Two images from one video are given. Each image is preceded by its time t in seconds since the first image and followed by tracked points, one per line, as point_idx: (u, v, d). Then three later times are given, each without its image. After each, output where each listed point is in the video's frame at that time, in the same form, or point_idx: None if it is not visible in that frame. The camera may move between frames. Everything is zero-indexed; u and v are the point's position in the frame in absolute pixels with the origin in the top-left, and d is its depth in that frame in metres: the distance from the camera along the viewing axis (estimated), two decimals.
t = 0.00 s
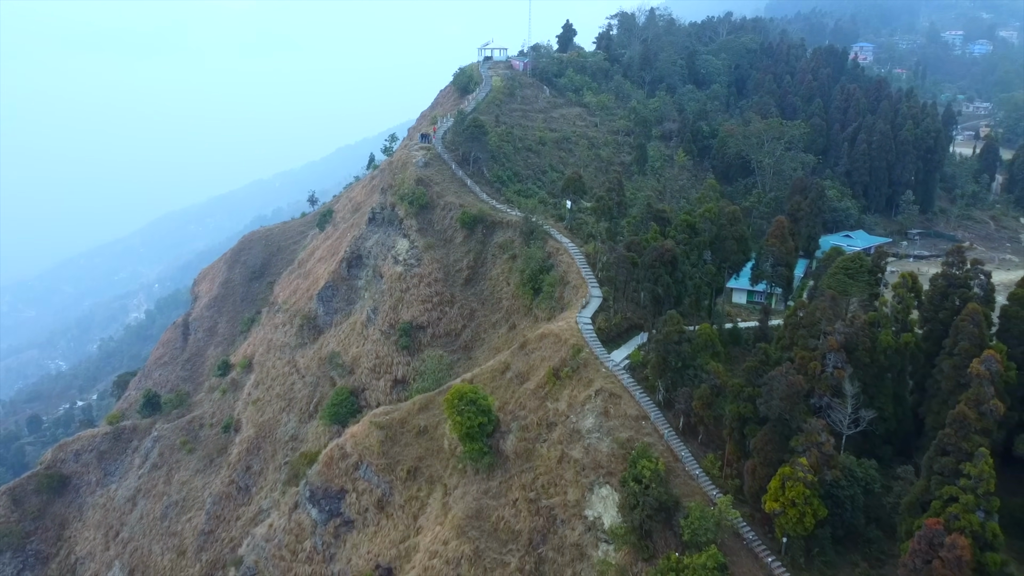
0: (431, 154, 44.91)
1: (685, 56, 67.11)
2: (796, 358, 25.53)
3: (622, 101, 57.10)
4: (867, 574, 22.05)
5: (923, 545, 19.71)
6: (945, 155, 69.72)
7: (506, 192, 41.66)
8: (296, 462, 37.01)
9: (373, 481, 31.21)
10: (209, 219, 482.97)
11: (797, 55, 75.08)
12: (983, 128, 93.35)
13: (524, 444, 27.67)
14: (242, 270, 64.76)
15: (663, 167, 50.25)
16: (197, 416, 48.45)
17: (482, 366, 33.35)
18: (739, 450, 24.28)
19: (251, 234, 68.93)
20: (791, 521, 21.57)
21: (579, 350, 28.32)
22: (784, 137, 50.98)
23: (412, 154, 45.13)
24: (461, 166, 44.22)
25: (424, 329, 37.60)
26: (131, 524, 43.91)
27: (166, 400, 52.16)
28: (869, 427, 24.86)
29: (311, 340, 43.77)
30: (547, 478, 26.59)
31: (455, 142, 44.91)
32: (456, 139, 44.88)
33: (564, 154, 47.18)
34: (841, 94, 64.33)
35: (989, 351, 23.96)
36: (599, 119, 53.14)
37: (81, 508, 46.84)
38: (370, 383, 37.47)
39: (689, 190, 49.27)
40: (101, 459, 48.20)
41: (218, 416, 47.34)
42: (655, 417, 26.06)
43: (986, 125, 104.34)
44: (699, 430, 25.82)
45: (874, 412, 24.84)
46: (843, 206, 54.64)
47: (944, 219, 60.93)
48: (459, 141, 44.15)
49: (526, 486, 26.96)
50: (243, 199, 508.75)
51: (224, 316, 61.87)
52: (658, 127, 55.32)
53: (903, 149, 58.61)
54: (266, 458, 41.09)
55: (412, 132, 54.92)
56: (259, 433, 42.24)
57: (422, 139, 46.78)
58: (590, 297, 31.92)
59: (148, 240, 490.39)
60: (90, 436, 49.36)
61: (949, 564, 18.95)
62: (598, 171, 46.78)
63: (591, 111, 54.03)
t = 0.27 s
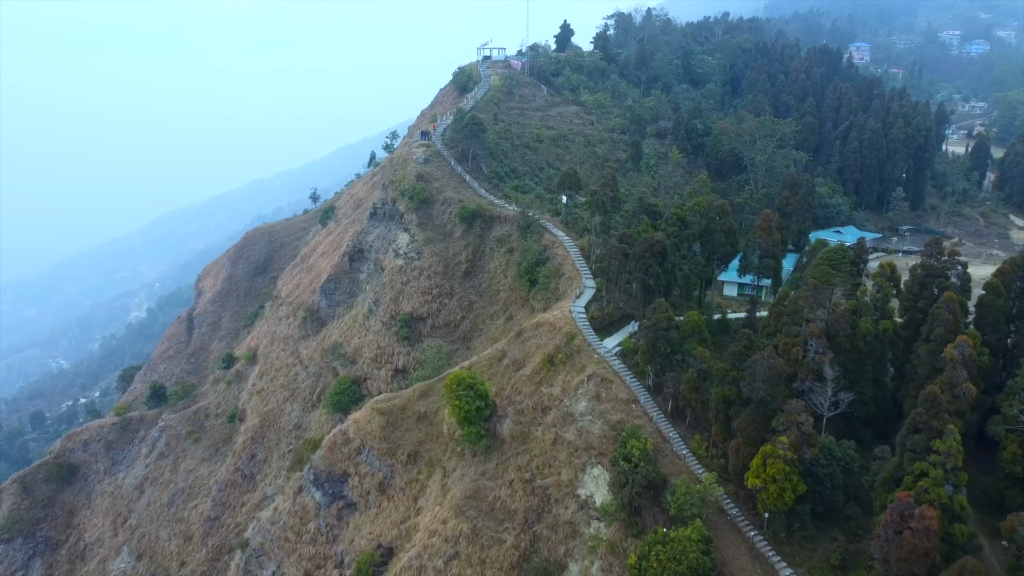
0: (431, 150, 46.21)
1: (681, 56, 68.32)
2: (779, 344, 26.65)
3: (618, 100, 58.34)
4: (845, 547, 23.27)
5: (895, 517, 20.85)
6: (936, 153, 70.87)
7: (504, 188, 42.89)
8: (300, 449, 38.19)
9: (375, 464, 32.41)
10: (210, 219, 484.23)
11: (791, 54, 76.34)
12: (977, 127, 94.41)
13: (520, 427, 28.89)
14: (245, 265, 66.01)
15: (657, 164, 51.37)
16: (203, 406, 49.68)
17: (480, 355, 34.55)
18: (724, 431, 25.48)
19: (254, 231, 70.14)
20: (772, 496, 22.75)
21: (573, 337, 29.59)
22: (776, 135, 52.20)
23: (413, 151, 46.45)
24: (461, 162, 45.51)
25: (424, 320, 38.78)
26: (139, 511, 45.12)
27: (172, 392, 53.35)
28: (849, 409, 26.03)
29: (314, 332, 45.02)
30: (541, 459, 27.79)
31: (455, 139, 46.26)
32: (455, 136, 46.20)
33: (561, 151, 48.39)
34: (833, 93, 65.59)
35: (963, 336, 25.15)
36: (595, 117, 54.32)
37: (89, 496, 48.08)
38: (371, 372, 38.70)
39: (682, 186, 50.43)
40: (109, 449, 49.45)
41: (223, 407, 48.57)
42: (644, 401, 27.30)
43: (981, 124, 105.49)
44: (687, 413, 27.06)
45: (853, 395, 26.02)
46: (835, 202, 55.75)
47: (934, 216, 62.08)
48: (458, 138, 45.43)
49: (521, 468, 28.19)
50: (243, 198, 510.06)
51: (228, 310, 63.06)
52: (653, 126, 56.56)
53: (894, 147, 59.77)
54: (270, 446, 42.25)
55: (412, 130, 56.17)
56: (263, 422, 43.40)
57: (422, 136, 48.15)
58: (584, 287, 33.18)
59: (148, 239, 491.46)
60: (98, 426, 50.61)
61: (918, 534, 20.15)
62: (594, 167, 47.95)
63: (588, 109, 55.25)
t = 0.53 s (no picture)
0: (431, 148, 47.56)
1: (677, 56, 69.53)
2: (765, 331, 27.73)
3: (614, 99, 59.60)
4: (825, 523, 24.52)
5: (870, 491, 21.94)
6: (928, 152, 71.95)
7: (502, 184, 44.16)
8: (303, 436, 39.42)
9: (376, 449, 33.63)
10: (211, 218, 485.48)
11: (786, 54, 77.61)
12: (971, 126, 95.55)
13: (516, 412, 30.12)
14: (249, 261, 67.28)
15: (652, 160, 52.51)
16: (208, 398, 50.94)
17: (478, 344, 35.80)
18: (711, 414, 26.70)
19: (257, 227, 71.34)
20: (755, 474, 23.81)
21: (567, 325, 30.87)
22: (768, 133, 53.46)
23: (413, 148, 47.79)
24: (461, 159, 46.86)
25: (424, 311, 39.97)
26: (147, 499, 46.38)
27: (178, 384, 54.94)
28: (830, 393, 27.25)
29: (317, 324, 46.29)
30: (536, 442, 29.01)
31: (455, 137, 47.63)
32: (455, 134, 47.54)
33: (558, 148, 49.63)
34: (826, 92, 66.86)
35: (939, 322, 26.37)
36: (592, 115, 55.50)
37: (98, 484, 49.34)
38: (373, 362, 39.91)
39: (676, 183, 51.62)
40: (116, 439, 50.73)
41: (228, 397, 49.84)
42: (635, 386, 28.58)
43: (976, 124, 106.55)
44: (676, 397, 28.34)
45: (835, 379, 27.25)
46: (826, 198, 56.90)
47: (925, 213, 63.17)
48: (458, 136, 46.75)
49: (517, 450, 29.39)
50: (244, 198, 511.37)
51: (232, 305, 64.25)
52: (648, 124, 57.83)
53: (884, 145, 60.98)
54: (274, 435, 43.46)
55: (413, 127, 57.44)
56: (267, 412, 44.61)
57: (422, 134, 49.51)
58: (579, 278, 34.45)
59: (149, 238, 492.73)
60: (106, 417, 51.88)
61: (891, 506, 21.31)
62: (589, 164, 49.16)
63: (585, 108, 56.50)
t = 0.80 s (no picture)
0: (431, 145, 48.83)
1: (673, 55, 70.72)
2: (750, 320, 28.94)
3: (610, 97, 60.82)
4: (807, 501, 25.75)
5: (847, 469, 23.10)
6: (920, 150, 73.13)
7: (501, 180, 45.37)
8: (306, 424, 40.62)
9: (378, 435, 34.84)
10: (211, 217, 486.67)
11: (780, 54, 78.87)
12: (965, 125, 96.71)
13: (513, 398, 31.34)
14: (252, 257, 68.51)
15: (647, 158, 53.66)
16: (213, 389, 52.21)
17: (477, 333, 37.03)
18: (699, 398, 27.90)
19: (260, 224, 72.53)
20: (739, 452, 25.09)
21: (561, 314, 32.15)
22: (760, 131, 54.70)
23: (414, 145, 49.05)
24: (460, 156, 48.11)
25: (424, 304, 41.15)
26: (154, 487, 47.56)
27: (183, 376, 56.26)
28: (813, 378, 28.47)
29: (320, 317, 47.53)
30: (532, 426, 30.21)
31: (454, 135, 48.90)
32: (454, 132, 48.79)
33: (555, 145, 50.83)
34: (818, 91, 68.09)
35: (916, 310, 27.57)
36: (588, 114, 56.72)
37: (105, 473, 50.58)
38: (374, 352, 41.09)
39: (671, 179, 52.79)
40: (123, 429, 51.99)
41: (232, 389, 51.08)
42: (626, 371, 30.02)
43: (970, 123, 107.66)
44: (665, 382, 29.58)
45: (817, 365, 28.46)
46: (818, 195, 58.05)
47: (915, 210, 64.30)
48: (458, 133, 48.00)
49: (513, 434, 30.61)
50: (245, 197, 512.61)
51: (235, 300, 65.42)
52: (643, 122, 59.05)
53: (876, 143, 62.16)
54: (278, 425, 44.62)
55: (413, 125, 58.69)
56: (271, 402, 45.79)
57: (422, 132, 50.80)
58: (573, 270, 35.73)
59: (150, 237, 494.05)
60: (113, 408, 53.12)
61: (867, 483, 22.47)
62: (586, 161, 50.35)
63: (581, 106, 57.70)
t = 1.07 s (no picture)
0: (431, 143, 50.16)
1: (669, 55, 71.95)
2: (737, 308, 30.16)
3: (607, 96, 62.07)
4: (790, 481, 26.97)
5: (826, 448, 24.31)
6: (912, 148, 74.29)
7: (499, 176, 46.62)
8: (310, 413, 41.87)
9: (379, 422, 36.08)
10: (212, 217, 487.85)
11: (775, 53, 80.12)
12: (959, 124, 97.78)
13: (510, 384, 32.59)
14: (256, 253, 69.79)
15: (643, 155, 54.85)
16: (218, 381, 53.52)
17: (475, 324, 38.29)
18: (688, 383, 29.12)
19: (263, 221, 73.78)
20: (724, 434, 26.16)
21: (556, 304, 33.46)
22: (753, 128, 55.94)
23: (414, 143, 50.35)
24: (460, 153, 49.42)
25: (424, 296, 42.36)
26: (161, 476, 48.78)
27: (189, 368, 57.56)
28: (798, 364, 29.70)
29: (323, 309, 48.81)
30: (528, 411, 31.44)
31: (454, 132, 50.20)
32: (454, 130, 50.08)
33: (552, 143, 52.06)
34: (812, 90, 69.33)
35: (896, 299, 28.80)
36: (585, 112, 57.94)
37: (113, 463, 51.89)
38: (376, 343, 42.31)
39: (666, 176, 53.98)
40: (131, 420, 53.30)
41: (237, 380, 52.38)
42: (618, 358, 31.29)
43: (965, 122, 108.76)
44: (656, 369, 30.83)
45: (802, 352, 29.69)
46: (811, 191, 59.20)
47: (907, 206, 65.42)
48: (457, 131, 49.29)
49: (510, 419, 31.83)
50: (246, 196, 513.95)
51: (239, 294, 66.63)
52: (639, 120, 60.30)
53: (867, 140, 63.37)
54: (282, 414, 45.84)
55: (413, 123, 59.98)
56: (276, 392, 47.02)
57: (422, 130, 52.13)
58: (569, 263, 37.04)
59: (151, 237, 495.48)
60: (120, 400, 54.43)
61: (844, 460, 23.69)
62: (582, 157, 51.57)
63: (579, 105, 58.92)
